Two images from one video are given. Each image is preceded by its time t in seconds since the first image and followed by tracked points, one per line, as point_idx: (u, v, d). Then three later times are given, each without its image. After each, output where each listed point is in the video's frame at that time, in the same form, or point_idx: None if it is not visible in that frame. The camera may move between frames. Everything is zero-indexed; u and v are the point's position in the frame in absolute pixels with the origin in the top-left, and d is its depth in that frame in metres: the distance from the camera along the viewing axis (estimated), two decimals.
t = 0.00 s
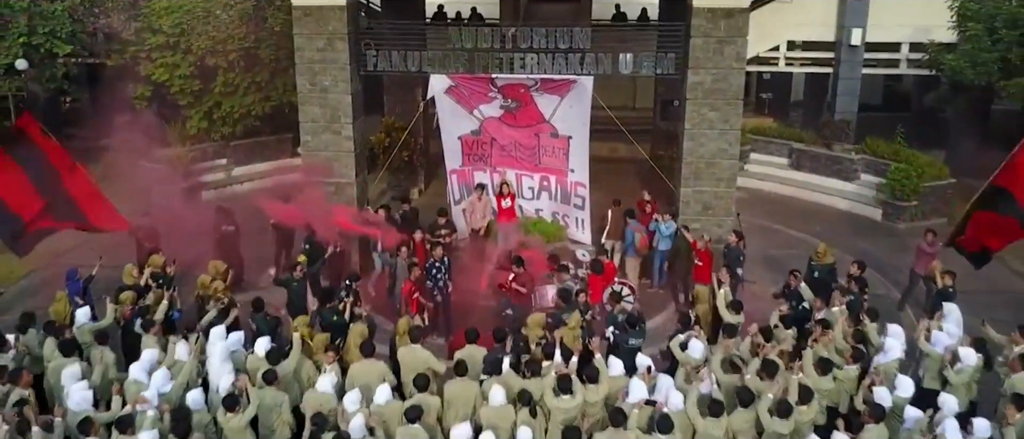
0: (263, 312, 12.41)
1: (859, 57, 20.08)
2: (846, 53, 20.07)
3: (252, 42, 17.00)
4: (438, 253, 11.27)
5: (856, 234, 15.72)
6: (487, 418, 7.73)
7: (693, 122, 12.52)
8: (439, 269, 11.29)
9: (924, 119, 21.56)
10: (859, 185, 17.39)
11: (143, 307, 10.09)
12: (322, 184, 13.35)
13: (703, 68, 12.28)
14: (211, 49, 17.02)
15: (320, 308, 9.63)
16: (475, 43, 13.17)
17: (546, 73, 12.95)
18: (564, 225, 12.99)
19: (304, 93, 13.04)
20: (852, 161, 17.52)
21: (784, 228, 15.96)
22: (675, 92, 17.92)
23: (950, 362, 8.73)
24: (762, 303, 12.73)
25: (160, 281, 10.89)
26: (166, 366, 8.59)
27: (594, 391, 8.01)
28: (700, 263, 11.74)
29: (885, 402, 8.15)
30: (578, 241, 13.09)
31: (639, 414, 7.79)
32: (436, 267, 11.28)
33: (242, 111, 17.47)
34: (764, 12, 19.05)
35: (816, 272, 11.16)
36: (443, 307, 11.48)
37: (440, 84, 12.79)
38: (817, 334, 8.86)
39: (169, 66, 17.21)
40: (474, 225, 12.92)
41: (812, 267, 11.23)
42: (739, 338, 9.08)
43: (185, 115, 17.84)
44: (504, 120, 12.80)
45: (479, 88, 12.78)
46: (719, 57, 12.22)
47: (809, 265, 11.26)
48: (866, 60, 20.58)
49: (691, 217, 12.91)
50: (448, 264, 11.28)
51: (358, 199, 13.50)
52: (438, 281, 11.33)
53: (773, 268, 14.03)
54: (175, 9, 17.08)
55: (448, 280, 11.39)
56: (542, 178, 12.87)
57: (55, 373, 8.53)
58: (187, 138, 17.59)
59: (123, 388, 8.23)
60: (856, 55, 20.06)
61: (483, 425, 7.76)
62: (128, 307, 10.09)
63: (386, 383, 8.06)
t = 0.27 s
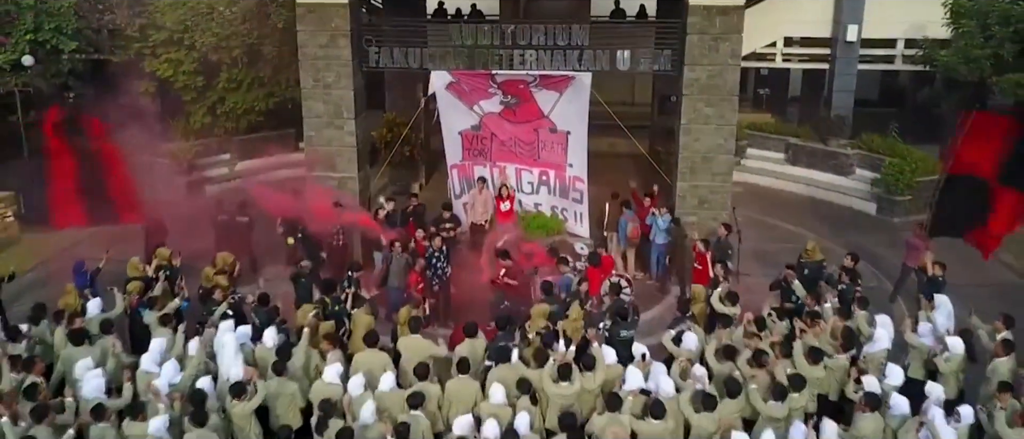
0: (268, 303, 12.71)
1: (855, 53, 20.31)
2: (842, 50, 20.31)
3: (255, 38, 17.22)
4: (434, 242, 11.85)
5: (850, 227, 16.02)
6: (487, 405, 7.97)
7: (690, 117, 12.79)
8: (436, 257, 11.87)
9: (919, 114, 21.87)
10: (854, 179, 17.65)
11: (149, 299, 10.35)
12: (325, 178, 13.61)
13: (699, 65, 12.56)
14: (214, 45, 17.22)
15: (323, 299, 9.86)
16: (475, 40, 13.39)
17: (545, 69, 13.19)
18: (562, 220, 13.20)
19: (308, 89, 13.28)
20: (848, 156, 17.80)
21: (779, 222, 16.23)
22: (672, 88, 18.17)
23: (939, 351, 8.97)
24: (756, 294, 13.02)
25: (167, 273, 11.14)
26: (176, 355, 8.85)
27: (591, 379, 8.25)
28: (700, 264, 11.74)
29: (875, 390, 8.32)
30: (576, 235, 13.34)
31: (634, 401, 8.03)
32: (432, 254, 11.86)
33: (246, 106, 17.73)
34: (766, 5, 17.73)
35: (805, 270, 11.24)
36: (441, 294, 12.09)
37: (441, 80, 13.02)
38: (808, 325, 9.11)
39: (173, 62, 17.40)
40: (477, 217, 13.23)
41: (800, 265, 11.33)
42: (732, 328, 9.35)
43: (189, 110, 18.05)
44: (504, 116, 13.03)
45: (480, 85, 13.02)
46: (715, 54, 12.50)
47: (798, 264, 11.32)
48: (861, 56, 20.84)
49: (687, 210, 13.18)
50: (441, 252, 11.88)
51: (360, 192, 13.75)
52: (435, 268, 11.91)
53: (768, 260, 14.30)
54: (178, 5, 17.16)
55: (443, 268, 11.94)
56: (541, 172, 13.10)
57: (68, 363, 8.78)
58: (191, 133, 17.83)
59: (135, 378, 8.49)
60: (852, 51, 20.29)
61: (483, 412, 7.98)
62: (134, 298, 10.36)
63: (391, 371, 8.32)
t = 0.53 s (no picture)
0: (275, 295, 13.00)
1: (852, 50, 20.60)
2: (839, 46, 20.63)
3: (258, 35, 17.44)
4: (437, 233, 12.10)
5: (846, 220, 16.28)
6: (488, 390, 8.23)
7: (687, 113, 13.06)
8: (438, 248, 12.13)
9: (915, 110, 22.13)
10: (850, 174, 17.91)
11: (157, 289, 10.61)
12: (329, 173, 13.87)
13: (697, 61, 12.82)
14: (218, 42, 17.44)
15: (328, 289, 10.10)
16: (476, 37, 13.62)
17: (545, 66, 13.43)
18: (562, 213, 13.45)
19: (312, 85, 13.53)
20: (844, 151, 18.06)
21: (775, 215, 16.49)
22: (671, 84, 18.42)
23: (929, 340, 9.18)
24: (752, 286, 13.29)
25: (175, 265, 11.39)
26: (187, 344, 9.10)
27: (590, 366, 8.49)
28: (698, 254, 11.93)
29: (866, 378, 8.51)
30: (576, 228, 13.59)
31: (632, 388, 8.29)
32: (434, 245, 12.13)
33: (250, 102, 17.97)
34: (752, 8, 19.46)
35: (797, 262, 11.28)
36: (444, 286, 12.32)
37: (443, 77, 13.25)
38: (802, 314, 9.37)
39: (178, 59, 17.67)
40: (478, 210, 13.47)
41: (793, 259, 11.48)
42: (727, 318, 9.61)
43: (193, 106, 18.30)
44: (505, 111, 13.26)
45: (481, 80, 13.24)
46: (712, 51, 12.76)
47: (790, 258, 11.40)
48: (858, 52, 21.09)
49: (685, 204, 13.44)
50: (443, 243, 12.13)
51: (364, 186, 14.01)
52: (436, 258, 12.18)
53: (765, 253, 14.56)
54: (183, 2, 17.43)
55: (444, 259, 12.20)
56: (542, 167, 13.35)
57: (82, 351, 9.05)
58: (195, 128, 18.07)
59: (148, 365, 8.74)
60: (849, 47, 20.58)
61: (485, 397, 8.23)
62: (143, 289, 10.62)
63: (397, 359, 8.58)
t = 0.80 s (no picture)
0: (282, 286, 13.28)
1: (849, 46, 20.90)
2: (837, 41, 20.91)
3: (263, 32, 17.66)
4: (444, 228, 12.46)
5: (843, 214, 16.52)
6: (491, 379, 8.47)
7: (686, 108, 13.29)
8: (443, 243, 12.49)
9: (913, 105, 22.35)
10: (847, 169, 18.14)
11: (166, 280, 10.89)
12: (334, 167, 14.13)
13: (695, 57, 13.06)
14: (223, 38, 17.68)
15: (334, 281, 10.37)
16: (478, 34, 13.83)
17: (546, 62, 13.66)
18: (563, 207, 13.68)
19: (317, 80, 13.78)
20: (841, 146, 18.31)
21: (773, 209, 16.73)
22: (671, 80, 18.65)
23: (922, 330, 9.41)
24: (750, 278, 13.54)
25: (183, 258, 11.66)
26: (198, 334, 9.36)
27: (590, 355, 8.77)
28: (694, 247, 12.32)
29: (860, 367, 8.73)
30: (576, 222, 13.83)
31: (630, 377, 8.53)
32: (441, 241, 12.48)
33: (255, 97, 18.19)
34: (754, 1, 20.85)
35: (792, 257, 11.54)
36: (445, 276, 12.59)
37: (446, 73, 13.46)
38: (796, 305, 9.61)
39: (184, 55, 18.02)
40: (479, 204, 13.70)
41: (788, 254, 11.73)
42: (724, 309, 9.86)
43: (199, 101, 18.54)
44: (507, 106, 13.45)
45: (483, 76, 13.44)
46: (711, 47, 12.99)
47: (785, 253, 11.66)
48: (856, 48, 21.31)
49: (684, 198, 13.68)
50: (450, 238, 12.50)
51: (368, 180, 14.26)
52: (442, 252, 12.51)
53: (762, 246, 14.81)
54: None
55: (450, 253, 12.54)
56: (543, 162, 13.58)
57: (97, 341, 9.33)
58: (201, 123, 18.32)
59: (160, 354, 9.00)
60: (847, 43, 20.87)
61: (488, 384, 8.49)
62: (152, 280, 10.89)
63: (404, 349, 8.84)
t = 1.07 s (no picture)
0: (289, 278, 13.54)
1: (848, 41, 20.91)
2: (836, 37, 20.93)
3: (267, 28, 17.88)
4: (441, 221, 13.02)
5: (840, 207, 16.75)
6: (495, 367, 8.70)
7: (685, 103, 13.53)
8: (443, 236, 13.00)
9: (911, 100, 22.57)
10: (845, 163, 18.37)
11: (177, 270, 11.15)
12: (339, 161, 14.38)
13: (694, 53, 13.28)
14: (228, 34, 17.89)
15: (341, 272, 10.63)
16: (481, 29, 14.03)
17: (548, 57, 13.87)
18: (564, 199, 13.95)
19: (323, 76, 14.02)
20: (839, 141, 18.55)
21: (771, 203, 16.98)
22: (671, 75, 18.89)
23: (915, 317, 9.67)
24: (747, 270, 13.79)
25: (190, 250, 11.87)
26: (208, 323, 9.60)
27: (592, 343, 9.03)
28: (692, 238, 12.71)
29: (854, 355, 8.94)
30: (577, 215, 14.09)
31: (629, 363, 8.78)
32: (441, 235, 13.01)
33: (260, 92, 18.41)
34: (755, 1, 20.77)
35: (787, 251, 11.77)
36: (448, 266, 13.03)
37: (449, 68, 13.65)
38: (792, 295, 9.86)
39: (189, 50, 18.22)
40: (479, 197, 13.82)
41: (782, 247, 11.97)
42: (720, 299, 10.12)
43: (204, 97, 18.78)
44: (509, 101, 13.66)
45: (486, 72, 13.64)
46: (710, 43, 13.22)
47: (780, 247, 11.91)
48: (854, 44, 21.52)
49: (683, 191, 13.92)
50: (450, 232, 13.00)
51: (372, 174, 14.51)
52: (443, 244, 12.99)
53: (760, 239, 15.06)
54: None
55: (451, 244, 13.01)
56: (544, 156, 13.81)
57: (108, 330, 9.52)
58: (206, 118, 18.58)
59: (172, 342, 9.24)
60: (845, 39, 20.88)
61: (491, 369, 8.72)
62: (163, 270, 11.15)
63: (410, 336, 9.08)
